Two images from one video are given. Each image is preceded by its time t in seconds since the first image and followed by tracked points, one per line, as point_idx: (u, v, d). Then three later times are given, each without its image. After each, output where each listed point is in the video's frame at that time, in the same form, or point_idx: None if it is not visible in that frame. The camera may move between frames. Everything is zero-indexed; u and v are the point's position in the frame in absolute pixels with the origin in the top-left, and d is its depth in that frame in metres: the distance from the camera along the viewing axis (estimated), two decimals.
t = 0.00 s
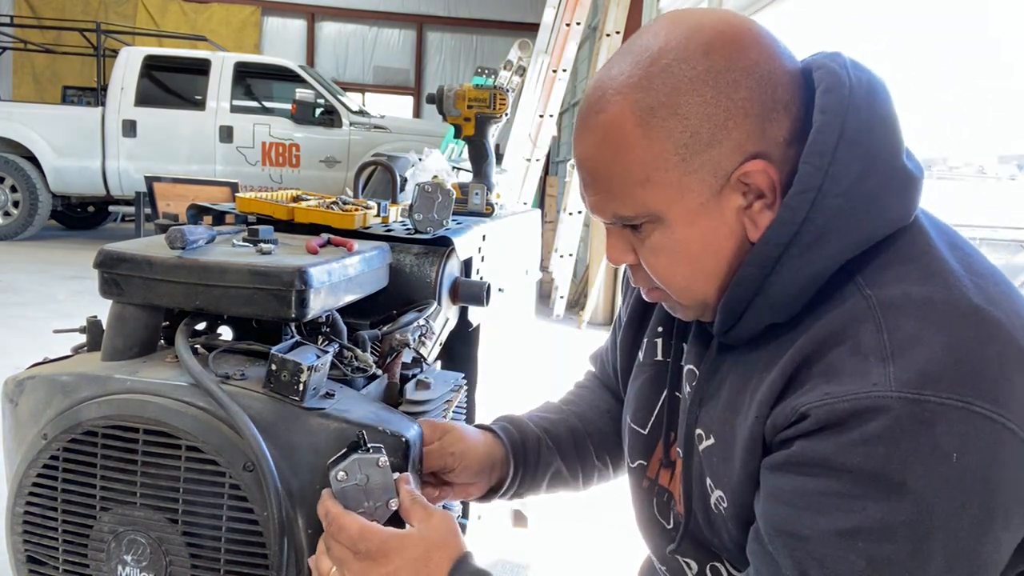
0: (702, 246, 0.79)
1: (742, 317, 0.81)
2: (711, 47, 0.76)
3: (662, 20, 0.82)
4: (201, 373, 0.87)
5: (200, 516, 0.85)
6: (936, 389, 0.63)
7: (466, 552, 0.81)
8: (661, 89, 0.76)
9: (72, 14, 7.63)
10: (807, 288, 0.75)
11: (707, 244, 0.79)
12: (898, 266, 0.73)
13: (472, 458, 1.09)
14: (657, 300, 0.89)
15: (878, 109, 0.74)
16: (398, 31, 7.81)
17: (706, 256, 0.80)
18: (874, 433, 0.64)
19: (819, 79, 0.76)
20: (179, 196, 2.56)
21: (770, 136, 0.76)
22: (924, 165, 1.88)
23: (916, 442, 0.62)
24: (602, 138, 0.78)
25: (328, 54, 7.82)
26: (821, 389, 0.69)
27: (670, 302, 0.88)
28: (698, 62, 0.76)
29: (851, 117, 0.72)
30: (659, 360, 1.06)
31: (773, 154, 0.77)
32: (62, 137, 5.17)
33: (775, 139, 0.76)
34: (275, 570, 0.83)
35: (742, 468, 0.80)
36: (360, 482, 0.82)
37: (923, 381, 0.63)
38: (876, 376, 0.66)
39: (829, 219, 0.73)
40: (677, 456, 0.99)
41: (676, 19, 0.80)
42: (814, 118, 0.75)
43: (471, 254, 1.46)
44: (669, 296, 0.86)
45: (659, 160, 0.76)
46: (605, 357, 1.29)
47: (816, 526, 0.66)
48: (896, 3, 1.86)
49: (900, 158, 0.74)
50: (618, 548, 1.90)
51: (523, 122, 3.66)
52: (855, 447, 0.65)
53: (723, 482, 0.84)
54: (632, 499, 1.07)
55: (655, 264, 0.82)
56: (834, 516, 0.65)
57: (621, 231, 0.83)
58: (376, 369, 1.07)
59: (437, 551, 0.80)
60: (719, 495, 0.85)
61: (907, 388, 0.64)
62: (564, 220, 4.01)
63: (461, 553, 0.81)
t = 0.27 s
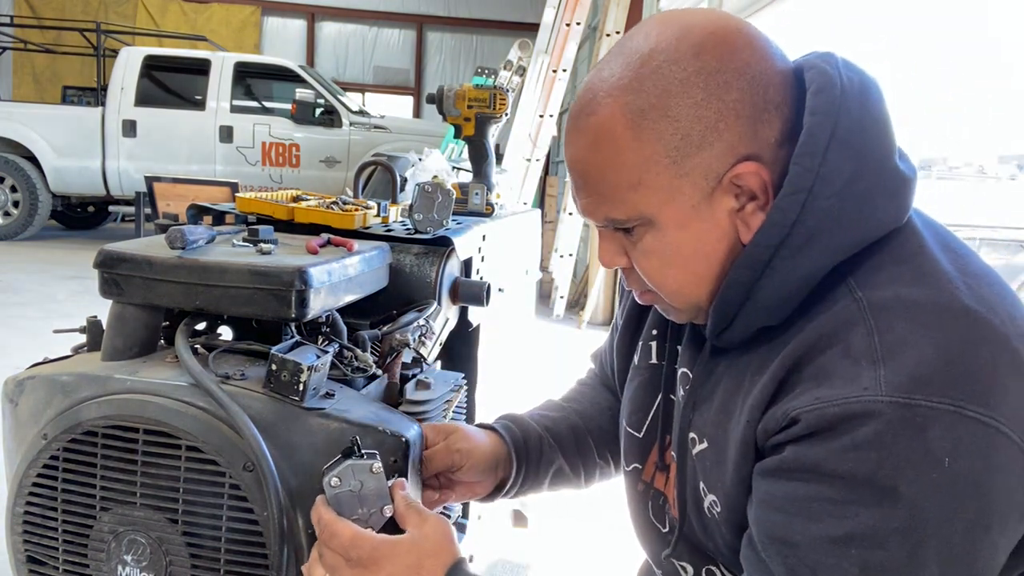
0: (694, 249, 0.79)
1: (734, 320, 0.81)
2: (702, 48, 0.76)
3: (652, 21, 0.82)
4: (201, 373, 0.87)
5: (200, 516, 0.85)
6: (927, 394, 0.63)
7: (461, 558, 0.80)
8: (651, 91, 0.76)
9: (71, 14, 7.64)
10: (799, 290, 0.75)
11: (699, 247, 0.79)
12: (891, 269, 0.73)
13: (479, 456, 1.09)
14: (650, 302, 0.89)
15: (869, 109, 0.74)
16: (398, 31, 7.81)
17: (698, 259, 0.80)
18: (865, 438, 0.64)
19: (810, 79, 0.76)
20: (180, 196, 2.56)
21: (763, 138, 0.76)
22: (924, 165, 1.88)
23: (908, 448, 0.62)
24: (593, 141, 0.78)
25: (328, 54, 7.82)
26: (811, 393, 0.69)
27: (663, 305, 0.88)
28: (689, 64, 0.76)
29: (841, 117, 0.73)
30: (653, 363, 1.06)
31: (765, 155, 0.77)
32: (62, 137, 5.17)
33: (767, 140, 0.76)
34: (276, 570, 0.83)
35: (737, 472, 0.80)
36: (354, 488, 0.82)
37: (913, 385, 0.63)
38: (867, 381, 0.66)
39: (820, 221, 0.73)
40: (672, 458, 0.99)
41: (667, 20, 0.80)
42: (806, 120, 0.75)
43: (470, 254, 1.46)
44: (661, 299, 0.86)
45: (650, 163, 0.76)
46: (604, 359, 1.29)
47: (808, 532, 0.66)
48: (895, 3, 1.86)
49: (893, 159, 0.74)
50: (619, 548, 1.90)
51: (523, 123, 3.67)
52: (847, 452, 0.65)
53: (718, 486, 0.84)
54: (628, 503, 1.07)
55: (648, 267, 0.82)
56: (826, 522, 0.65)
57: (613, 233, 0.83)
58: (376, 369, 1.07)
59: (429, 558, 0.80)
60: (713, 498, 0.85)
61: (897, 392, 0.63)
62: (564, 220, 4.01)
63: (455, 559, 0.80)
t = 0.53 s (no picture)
0: (696, 246, 0.79)
1: (733, 318, 0.81)
2: (706, 46, 0.76)
3: (656, 19, 0.82)
4: (201, 373, 0.87)
5: (200, 516, 0.85)
6: (924, 393, 0.63)
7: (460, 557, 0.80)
8: (655, 89, 0.76)
9: (71, 14, 7.64)
10: (797, 289, 0.75)
11: (702, 244, 0.79)
12: (889, 268, 0.73)
13: (478, 454, 1.10)
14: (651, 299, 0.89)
15: (871, 110, 0.74)
16: (398, 31, 7.81)
17: (700, 257, 0.80)
18: (863, 436, 0.64)
19: (812, 79, 0.76)
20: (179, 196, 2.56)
21: (764, 137, 0.76)
22: (924, 165, 1.87)
23: (905, 447, 0.62)
24: (596, 138, 0.78)
25: (328, 54, 7.82)
26: (810, 391, 0.70)
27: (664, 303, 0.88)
28: (693, 62, 0.76)
29: (843, 117, 0.73)
30: (653, 361, 1.06)
31: (767, 154, 0.77)
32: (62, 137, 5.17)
33: (769, 139, 0.76)
34: (275, 570, 0.83)
35: (734, 471, 0.80)
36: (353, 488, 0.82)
37: (910, 384, 0.63)
38: (864, 380, 0.66)
39: (821, 221, 0.73)
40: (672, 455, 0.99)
41: (670, 18, 0.80)
42: (807, 119, 0.75)
43: (471, 254, 1.46)
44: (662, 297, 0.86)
45: (654, 160, 0.76)
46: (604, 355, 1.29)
47: (805, 531, 0.66)
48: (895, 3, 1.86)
49: (894, 159, 0.74)
50: (619, 548, 1.90)
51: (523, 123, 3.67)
52: (844, 450, 0.65)
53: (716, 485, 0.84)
54: (628, 500, 1.07)
55: (650, 265, 0.82)
56: (823, 520, 0.65)
57: (616, 231, 0.83)
58: (376, 369, 1.07)
59: (427, 557, 0.79)
60: (712, 496, 0.85)
61: (895, 391, 0.64)
62: (564, 220, 4.01)
63: (454, 558, 0.80)
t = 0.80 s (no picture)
0: (699, 241, 0.79)
1: (734, 313, 0.81)
2: (710, 42, 0.77)
3: (658, 17, 0.82)
4: (201, 373, 0.87)
5: (200, 516, 0.85)
6: (924, 387, 0.63)
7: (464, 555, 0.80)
8: (659, 84, 0.76)
9: (71, 14, 7.64)
10: (797, 286, 0.75)
11: (704, 239, 0.79)
12: (889, 264, 0.73)
13: (476, 450, 1.10)
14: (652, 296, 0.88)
15: (872, 107, 0.74)
16: (398, 31, 7.81)
17: (702, 252, 0.80)
18: (864, 431, 0.64)
19: (814, 76, 0.76)
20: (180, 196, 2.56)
21: (766, 133, 0.76)
22: (924, 165, 1.87)
23: (905, 441, 0.62)
24: (599, 133, 0.78)
25: (328, 54, 7.82)
26: (812, 386, 0.69)
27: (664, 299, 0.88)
28: (697, 57, 0.76)
29: (844, 113, 0.73)
30: (654, 358, 1.06)
31: (769, 150, 0.77)
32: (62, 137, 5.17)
33: (771, 136, 0.77)
34: (275, 570, 0.83)
35: (735, 468, 0.80)
36: (360, 484, 0.82)
37: (911, 379, 0.63)
38: (865, 375, 0.66)
39: (821, 216, 0.73)
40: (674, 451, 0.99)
41: (673, 15, 0.81)
42: (808, 116, 0.75)
43: (471, 254, 1.46)
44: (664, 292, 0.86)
45: (658, 154, 0.75)
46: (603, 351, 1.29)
47: (807, 526, 0.66)
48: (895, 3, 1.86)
49: (895, 156, 0.74)
50: (619, 548, 1.90)
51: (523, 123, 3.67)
52: (844, 446, 0.65)
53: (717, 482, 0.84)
54: (630, 496, 1.07)
55: (652, 260, 0.81)
56: (824, 516, 0.65)
57: (618, 226, 0.82)
58: (376, 369, 1.07)
59: (431, 554, 0.80)
60: (713, 492, 0.85)
61: (895, 386, 0.64)
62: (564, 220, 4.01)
63: (458, 556, 0.80)
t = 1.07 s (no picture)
0: (701, 241, 0.79)
1: (735, 312, 0.81)
2: (712, 42, 0.76)
3: (661, 17, 0.82)
4: (201, 373, 0.87)
5: (200, 516, 0.85)
6: (926, 387, 0.63)
7: (466, 554, 0.80)
8: (662, 85, 0.76)
9: (72, 14, 7.64)
10: (797, 285, 0.75)
11: (706, 238, 0.79)
12: (890, 264, 0.73)
13: (477, 449, 1.10)
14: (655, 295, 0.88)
15: (874, 107, 0.74)
16: (398, 31, 7.81)
17: (704, 251, 0.80)
18: (865, 430, 0.64)
19: (816, 76, 0.76)
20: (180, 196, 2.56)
21: (768, 133, 0.76)
22: (924, 165, 1.87)
23: (907, 441, 0.62)
24: (602, 133, 0.78)
25: (328, 54, 7.82)
26: (813, 386, 0.69)
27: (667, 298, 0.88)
28: (700, 57, 0.76)
29: (846, 113, 0.73)
30: (654, 357, 1.06)
31: (771, 150, 0.77)
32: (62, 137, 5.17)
33: (773, 136, 0.77)
34: (275, 570, 0.83)
35: (736, 467, 0.80)
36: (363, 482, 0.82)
37: (912, 379, 0.63)
38: (867, 374, 0.66)
39: (823, 216, 0.73)
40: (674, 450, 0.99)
41: (676, 15, 0.80)
42: (810, 115, 0.75)
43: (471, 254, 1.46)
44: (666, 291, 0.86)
45: (660, 154, 0.75)
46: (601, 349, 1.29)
47: (809, 525, 0.66)
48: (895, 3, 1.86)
49: (897, 156, 0.74)
50: (619, 547, 1.90)
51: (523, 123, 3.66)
52: (845, 445, 0.65)
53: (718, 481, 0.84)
54: (631, 495, 1.07)
55: (654, 260, 0.81)
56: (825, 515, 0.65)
57: (620, 226, 0.82)
58: (376, 369, 1.07)
59: (433, 553, 0.80)
60: (714, 491, 0.85)
61: (897, 386, 0.64)
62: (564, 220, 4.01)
63: (459, 555, 0.80)
